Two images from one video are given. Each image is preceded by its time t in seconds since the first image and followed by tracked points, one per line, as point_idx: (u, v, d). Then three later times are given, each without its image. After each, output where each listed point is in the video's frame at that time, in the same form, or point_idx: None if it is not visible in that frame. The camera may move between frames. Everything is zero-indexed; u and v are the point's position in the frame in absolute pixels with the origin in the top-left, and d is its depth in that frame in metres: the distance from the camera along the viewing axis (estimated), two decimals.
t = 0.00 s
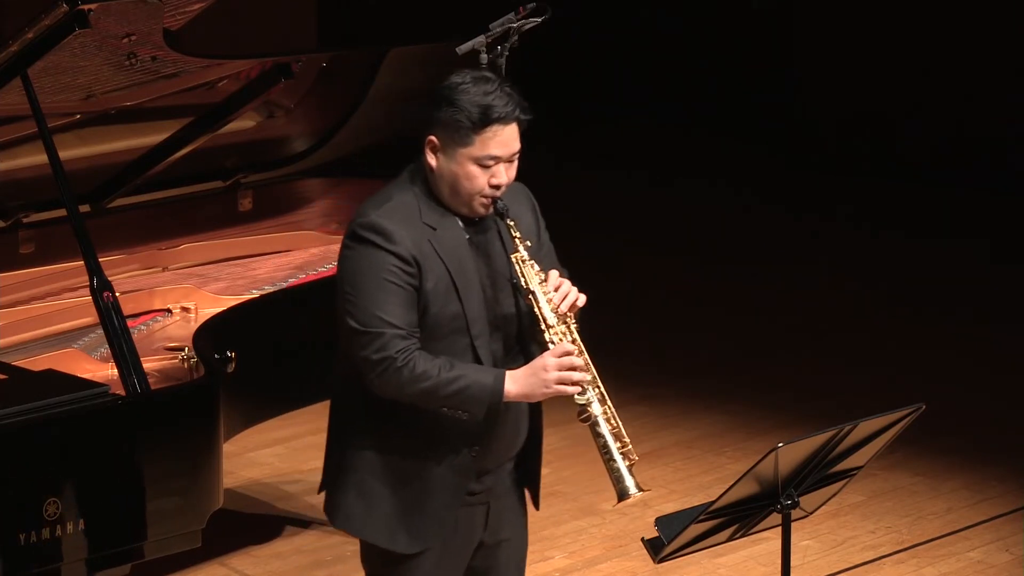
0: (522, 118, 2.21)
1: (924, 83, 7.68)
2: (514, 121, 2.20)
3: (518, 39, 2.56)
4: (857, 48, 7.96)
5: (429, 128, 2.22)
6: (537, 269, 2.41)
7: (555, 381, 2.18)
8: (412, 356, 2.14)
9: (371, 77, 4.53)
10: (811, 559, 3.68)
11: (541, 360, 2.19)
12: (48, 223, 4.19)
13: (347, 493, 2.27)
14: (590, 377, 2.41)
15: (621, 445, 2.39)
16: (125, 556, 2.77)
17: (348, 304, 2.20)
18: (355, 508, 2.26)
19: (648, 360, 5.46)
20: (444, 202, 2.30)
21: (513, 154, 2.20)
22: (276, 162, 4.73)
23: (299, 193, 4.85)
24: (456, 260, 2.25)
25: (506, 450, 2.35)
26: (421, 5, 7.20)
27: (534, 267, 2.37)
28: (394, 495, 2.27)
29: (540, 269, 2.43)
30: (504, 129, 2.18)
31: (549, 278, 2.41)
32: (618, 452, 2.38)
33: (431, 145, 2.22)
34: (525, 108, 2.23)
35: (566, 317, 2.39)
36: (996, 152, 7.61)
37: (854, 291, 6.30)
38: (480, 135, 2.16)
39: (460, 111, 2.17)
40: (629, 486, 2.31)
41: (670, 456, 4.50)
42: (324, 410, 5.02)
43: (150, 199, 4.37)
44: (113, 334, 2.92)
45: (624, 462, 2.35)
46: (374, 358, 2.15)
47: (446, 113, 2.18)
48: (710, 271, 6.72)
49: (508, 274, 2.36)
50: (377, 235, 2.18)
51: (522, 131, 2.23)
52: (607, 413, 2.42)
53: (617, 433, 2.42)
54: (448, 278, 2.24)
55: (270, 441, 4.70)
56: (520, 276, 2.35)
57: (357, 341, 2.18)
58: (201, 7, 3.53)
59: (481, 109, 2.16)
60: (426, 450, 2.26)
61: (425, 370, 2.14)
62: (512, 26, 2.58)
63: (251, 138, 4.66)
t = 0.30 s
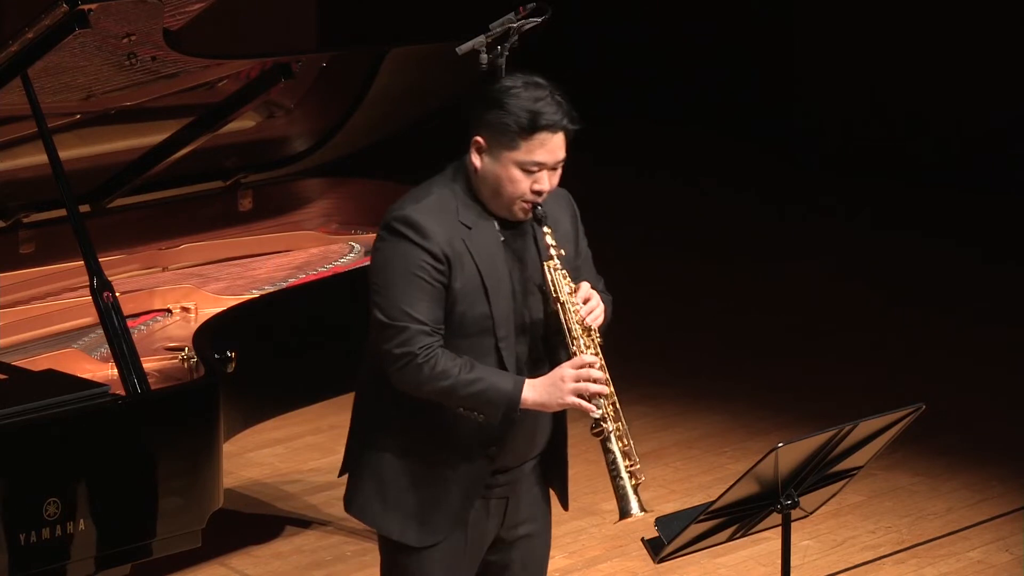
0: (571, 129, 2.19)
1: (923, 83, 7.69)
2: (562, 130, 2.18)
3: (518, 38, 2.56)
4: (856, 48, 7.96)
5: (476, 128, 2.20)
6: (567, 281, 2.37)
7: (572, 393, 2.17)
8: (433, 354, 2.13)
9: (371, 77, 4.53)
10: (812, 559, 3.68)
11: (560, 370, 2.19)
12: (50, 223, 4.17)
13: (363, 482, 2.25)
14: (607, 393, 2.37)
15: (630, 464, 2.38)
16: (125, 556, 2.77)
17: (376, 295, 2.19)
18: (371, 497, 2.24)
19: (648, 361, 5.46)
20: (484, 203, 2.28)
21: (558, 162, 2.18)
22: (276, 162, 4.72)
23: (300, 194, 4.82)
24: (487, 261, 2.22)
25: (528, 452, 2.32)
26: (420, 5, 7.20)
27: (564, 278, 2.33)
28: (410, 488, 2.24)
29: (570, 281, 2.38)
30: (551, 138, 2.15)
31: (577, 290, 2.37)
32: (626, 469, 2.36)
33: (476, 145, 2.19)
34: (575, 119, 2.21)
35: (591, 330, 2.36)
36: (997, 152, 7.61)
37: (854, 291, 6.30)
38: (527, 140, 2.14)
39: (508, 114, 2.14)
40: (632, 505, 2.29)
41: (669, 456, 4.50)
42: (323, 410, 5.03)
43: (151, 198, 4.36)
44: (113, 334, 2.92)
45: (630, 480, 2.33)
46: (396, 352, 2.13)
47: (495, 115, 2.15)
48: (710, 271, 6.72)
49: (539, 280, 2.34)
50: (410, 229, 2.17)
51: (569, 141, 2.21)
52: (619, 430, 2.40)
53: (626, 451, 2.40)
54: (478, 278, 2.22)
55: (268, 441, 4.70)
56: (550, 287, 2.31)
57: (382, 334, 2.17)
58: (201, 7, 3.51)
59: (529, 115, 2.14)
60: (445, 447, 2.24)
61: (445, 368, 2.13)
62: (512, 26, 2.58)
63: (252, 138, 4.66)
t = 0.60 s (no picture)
0: (585, 139, 2.18)
1: (924, 83, 7.69)
2: (576, 141, 2.17)
3: (517, 38, 2.57)
4: (856, 49, 7.97)
5: (491, 134, 2.19)
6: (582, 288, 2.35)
7: (577, 403, 2.14)
8: (444, 359, 2.13)
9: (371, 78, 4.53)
10: (812, 559, 3.68)
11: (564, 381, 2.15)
12: (51, 223, 4.16)
13: (376, 481, 2.26)
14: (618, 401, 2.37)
15: (640, 473, 2.37)
16: (125, 556, 2.77)
17: (389, 299, 2.19)
18: (383, 496, 2.25)
19: (648, 361, 5.46)
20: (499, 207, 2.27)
21: (571, 170, 2.18)
22: (276, 162, 4.72)
23: (300, 193, 4.81)
24: (500, 267, 2.22)
25: (539, 452, 2.30)
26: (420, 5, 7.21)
27: (576, 286, 2.31)
28: (420, 489, 2.24)
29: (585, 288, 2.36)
30: (564, 148, 2.15)
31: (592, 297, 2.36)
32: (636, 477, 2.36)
33: (490, 151, 2.19)
34: (591, 128, 2.20)
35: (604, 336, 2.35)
36: (997, 152, 7.61)
37: (854, 291, 6.30)
38: (539, 151, 2.13)
39: (521, 125, 2.13)
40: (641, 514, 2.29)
41: (669, 456, 4.50)
42: (322, 410, 5.03)
43: (151, 199, 4.37)
44: (113, 334, 2.92)
45: (639, 488, 2.34)
46: (407, 357, 2.14)
47: (508, 124, 2.15)
48: (710, 271, 6.72)
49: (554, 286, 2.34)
50: (423, 234, 2.17)
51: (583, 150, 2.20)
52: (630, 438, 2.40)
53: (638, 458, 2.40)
54: (491, 284, 2.21)
55: (268, 441, 4.70)
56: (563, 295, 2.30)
57: (395, 337, 2.18)
58: (201, 7, 3.51)
59: (542, 126, 2.13)
60: (457, 450, 2.23)
61: (456, 374, 2.13)
62: (512, 26, 2.59)
63: (252, 138, 4.66)
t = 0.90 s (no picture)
0: (580, 109, 2.17)
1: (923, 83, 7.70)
2: (572, 113, 2.16)
3: (518, 38, 2.56)
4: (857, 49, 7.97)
5: (488, 121, 2.21)
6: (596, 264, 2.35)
7: (596, 372, 2.12)
8: (462, 342, 2.13)
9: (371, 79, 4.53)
10: (812, 559, 3.68)
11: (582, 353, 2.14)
12: (50, 223, 4.16)
13: (393, 472, 2.26)
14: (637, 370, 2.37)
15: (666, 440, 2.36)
16: (125, 556, 2.77)
17: (403, 288, 2.20)
18: (400, 488, 2.25)
19: (648, 361, 5.46)
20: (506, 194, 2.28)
21: (572, 144, 2.17)
22: (276, 163, 4.72)
23: (299, 193, 4.81)
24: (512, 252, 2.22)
25: (554, 442, 2.30)
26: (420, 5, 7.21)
27: (588, 260, 2.32)
28: (438, 479, 2.24)
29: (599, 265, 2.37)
30: (560, 121, 2.14)
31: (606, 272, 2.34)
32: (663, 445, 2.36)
33: (489, 139, 2.20)
34: (585, 100, 2.19)
35: (621, 310, 2.33)
36: (997, 152, 7.61)
37: (854, 291, 6.30)
38: (535, 127, 2.14)
39: (515, 105, 2.15)
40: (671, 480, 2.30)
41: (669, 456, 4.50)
42: (322, 410, 5.03)
43: (151, 199, 4.36)
44: (113, 334, 2.92)
45: (667, 455, 2.33)
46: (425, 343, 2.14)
47: (503, 107, 2.16)
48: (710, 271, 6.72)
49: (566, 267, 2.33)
50: (433, 222, 2.18)
51: (580, 123, 2.19)
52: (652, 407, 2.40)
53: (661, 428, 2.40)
54: (504, 269, 2.22)
55: (268, 441, 4.70)
56: (576, 271, 2.30)
57: (411, 326, 2.18)
58: (201, 7, 3.51)
59: (535, 102, 2.13)
60: (472, 440, 2.23)
61: (474, 357, 2.13)
62: (512, 26, 2.59)
63: (251, 138, 4.66)
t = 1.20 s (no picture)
0: (607, 124, 2.19)
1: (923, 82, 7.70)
2: (599, 124, 2.17)
3: (518, 38, 2.56)
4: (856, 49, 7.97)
5: (516, 116, 2.21)
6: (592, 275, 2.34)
7: (579, 380, 2.13)
8: (448, 331, 2.13)
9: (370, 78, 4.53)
10: (812, 559, 3.68)
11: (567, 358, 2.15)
12: (50, 223, 4.16)
13: (377, 461, 2.26)
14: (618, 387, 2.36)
15: (635, 458, 2.37)
16: (125, 556, 2.77)
17: (400, 269, 2.20)
18: (385, 476, 2.25)
19: (648, 361, 5.46)
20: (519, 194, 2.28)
21: (592, 156, 2.17)
22: (276, 162, 4.72)
23: (300, 193, 4.81)
24: (513, 249, 2.22)
25: (546, 447, 2.30)
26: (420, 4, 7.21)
27: (587, 270, 2.32)
28: (423, 472, 2.24)
29: (595, 274, 2.37)
30: (586, 130, 2.15)
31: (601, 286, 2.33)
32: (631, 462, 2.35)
33: (514, 133, 2.20)
34: (614, 116, 2.20)
35: (611, 325, 2.30)
36: (997, 152, 7.62)
37: (854, 291, 6.30)
38: (561, 129, 2.14)
39: (546, 103, 2.15)
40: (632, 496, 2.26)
41: (669, 456, 4.50)
42: (322, 410, 5.03)
43: (151, 198, 4.36)
44: (113, 334, 2.92)
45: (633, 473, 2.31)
46: (411, 326, 2.14)
47: (533, 103, 2.16)
48: (711, 271, 6.72)
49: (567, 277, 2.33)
50: (439, 208, 2.19)
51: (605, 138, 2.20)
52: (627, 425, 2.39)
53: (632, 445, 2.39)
54: (502, 265, 2.22)
55: (268, 441, 4.70)
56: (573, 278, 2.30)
57: (401, 308, 2.18)
58: (201, 7, 3.51)
59: (566, 105, 2.14)
60: (460, 436, 2.23)
61: (459, 347, 2.12)
62: (513, 26, 2.59)
63: (251, 138, 4.66)
